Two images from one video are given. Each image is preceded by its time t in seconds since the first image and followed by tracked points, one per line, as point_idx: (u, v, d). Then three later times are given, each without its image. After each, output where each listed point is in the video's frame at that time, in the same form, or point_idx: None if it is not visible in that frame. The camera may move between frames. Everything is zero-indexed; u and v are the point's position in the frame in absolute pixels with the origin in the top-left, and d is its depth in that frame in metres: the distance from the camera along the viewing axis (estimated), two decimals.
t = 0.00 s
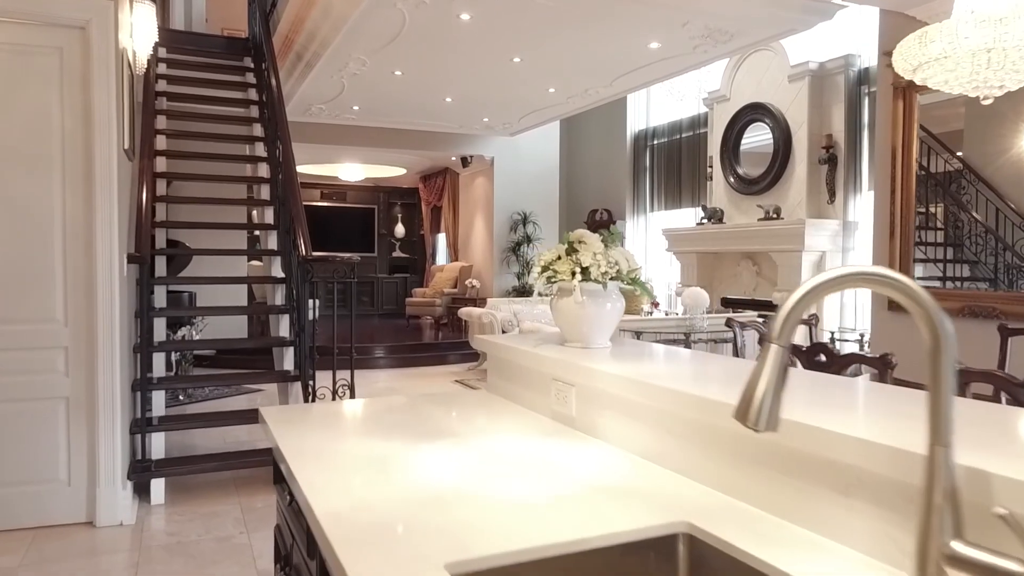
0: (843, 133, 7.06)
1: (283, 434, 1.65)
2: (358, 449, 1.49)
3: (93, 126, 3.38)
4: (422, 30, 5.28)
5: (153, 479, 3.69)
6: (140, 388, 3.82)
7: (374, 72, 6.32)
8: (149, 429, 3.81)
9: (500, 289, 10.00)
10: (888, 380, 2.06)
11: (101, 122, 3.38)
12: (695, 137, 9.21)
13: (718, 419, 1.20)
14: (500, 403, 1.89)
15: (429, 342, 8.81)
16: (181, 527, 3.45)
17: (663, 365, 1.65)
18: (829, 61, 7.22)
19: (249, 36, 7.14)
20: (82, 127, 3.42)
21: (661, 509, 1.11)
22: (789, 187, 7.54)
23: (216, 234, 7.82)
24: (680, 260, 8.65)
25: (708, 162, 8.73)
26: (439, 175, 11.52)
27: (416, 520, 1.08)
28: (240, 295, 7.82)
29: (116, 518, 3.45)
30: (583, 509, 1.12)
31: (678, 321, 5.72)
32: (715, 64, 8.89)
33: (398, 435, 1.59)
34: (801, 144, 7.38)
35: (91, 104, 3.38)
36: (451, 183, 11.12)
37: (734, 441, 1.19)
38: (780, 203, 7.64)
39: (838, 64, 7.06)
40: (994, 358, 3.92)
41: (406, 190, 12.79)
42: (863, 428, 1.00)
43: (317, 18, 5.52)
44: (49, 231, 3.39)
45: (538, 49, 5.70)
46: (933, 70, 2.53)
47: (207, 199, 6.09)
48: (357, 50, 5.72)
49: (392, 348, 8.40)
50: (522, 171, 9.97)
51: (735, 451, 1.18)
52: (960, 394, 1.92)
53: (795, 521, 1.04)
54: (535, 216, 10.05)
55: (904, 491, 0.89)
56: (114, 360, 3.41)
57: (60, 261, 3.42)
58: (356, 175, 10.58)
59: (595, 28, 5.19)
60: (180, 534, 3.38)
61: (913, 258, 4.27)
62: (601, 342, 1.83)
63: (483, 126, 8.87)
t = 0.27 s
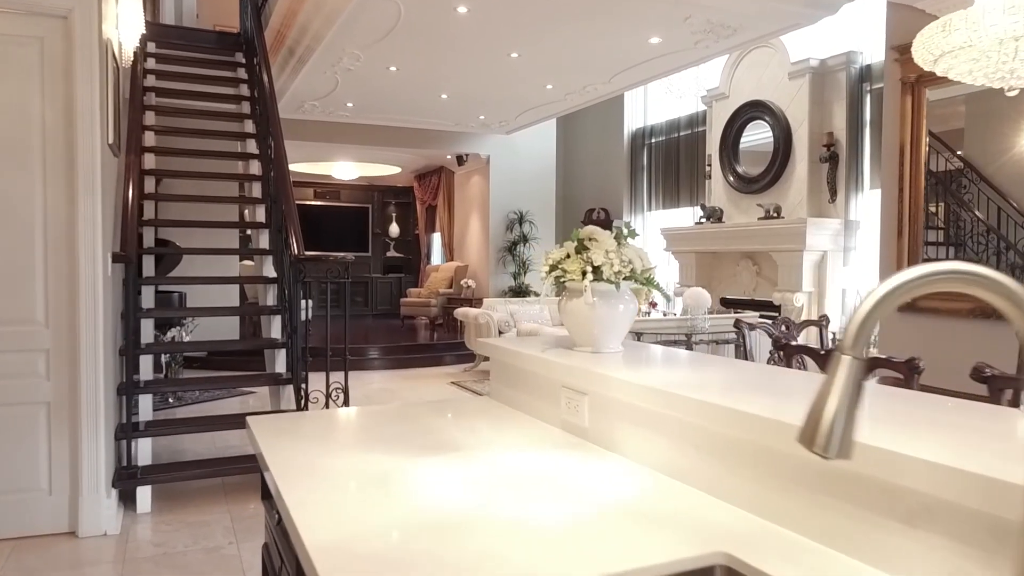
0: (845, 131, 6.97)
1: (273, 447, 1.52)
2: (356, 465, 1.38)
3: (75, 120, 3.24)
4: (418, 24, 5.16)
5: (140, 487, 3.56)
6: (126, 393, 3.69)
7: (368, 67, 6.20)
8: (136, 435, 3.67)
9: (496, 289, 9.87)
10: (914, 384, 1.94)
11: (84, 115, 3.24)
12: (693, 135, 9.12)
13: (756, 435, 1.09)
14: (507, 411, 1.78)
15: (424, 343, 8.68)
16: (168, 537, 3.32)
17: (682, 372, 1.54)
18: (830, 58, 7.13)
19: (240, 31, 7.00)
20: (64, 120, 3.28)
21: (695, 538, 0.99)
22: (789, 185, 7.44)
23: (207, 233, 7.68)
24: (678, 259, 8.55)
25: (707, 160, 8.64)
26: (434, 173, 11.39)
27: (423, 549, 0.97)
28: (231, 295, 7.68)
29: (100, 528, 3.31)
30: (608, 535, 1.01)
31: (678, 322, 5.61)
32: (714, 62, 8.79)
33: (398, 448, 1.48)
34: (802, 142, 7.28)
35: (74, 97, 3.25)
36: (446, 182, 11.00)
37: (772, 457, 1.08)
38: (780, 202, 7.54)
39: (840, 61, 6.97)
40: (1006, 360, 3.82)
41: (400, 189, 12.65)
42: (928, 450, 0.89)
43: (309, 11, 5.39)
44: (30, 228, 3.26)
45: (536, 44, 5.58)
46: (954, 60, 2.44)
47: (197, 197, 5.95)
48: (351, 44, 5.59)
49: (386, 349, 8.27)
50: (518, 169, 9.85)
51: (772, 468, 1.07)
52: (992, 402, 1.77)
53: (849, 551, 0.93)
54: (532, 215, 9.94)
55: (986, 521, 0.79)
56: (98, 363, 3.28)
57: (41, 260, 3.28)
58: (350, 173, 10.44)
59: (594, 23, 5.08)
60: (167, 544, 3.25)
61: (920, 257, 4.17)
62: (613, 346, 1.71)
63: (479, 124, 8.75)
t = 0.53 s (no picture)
0: (845, 128, 6.88)
1: (259, 460, 1.40)
2: (353, 480, 1.25)
3: (54, 111, 3.10)
4: (412, 18, 5.04)
5: (123, 495, 3.42)
6: (109, 396, 3.55)
7: (362, 62, 6.07)
8: (119, 440, 3.53)
9: (491, 289, 9.74)
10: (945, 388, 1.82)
11: (63, 106, 3.09)
12: (691, 133, 9.02)
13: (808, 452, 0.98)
14: (512, 418, 1.66)
15: (418, 344, 8.55)
16: (153, 546, 3.19)
17: (702, 378, 1.43)
18: (830, 55, 7.04)
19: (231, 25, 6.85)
20: (42, 112, 3.14)
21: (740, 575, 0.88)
22: (789, 184, 7.35)
23: (196, 231, 7.53)
24: (676, 259, 8.44)
25: (705, 158, 8.54)
26: (428, 172, 11.26)
27: None
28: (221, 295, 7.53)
29: (81, 538, 3.17)
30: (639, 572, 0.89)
31: (678, 322, 5.50)
32: (712, 59, 8.69)
33: (398, 462, 1.36)
34: (801, 140, 7.18)
35: (53, 87, 3.10)
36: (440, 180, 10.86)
37: (824, 477, 0.98)
38: (780, 201, 7.44)
39: (840, 57, 6.88)
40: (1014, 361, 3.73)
41: (394, 188, 12.51)
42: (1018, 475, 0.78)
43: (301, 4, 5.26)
44: (5, 225, 3.11)
45: (532, 38, 5.48)
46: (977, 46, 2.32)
47: (186, 194, 5.81)
48: (343, 38, 5.47)
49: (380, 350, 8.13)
50: (514, 167, 9.73)
51: (827, 491, 0.97)
52: None
53: None
54: (527, 214, 9.82)
55: None
56: (78, 366, 3.14)
57: (18, 257, 3.13)
58: (342, 171, 10.31)
59: (594, 16, 4.96)
60: (152, 554, 3.11)
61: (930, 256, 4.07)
62: (626, 348, 1.58)
63: (474, 121, 8.62)
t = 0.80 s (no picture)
0: (847, 125, 6.77)
1: (245, 480, 1.27)
2: (350, 504, 1.13)
3: (32, 103, 2.95)
4: (407, 11, 4.91)
5: (107, 504, 3.28)
6: (92, 402, 3.40)
7: (355, 56, 5.93)
8: (102, 447, 3.39)
9: (486, 290, 9.60)
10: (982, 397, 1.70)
11: (42, 97, 2.94)
12: (689, 131, 8.91)
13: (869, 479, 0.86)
14: (523, 432, 1.53)
15: (413, 345, 8.41)
16: (137, 559, 3.04)
17: (732, 387, 1.31)
18: (832, 51, 6.92)
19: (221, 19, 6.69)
20: (20, 103, 2.99)
21: None
22: (789, 182, 7.24)
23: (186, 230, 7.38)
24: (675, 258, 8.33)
25: (704, 156, 8.42)
26: (422, 171, 11.12)
27: None
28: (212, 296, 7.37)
29: (61, 551, 3.02)
30: None
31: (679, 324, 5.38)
32: (710, 56, 8.59)
33: (398, 482, 1.23)
34: (803, 137, 7.07)
35: (31, 76, 2.95)
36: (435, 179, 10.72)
37: (889, 507, 0.86)
38: (780, 199, 7.33)
39: (842, 54, 6.77)
40: None
41: (388, 187, 12.36)
42: None
43: None
44: None
45: (530, 32, 5.35)
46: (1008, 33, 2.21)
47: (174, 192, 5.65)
48: (336, 32, 5.33)
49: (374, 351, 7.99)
50: (510, 165, 9.60)
51: (892, 523, 0.86)
52: None
53: None
54: (523, 213, 9.69)
55: None
56: (57, 370, 2.99)
57: None
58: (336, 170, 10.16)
59: (594, 9, 4.83)
60: (135, 567, 2.97)
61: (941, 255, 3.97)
62: (645, 354, 1.46)
63: (470, 119, 8.49)
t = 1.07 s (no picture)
0: (851, 124, 6.66)
1: (227, 508, 1.14)
2: (342, 541, 1.00)
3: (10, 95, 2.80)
4: (403, 4, 4.79)
5: (91, 516, 3.14)
6: (76, 409, 3.26)
7: (350, 52, 5.80)
8: (86, 456, 3.25)
9: (483, 290, 9.47)
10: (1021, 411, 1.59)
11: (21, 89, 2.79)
12: (689, 130, 8.81)
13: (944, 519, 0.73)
14: (537, 451, 1.41)
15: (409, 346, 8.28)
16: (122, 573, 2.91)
17: (769, 403, 1.19)
18: (836, 48, 6.81)
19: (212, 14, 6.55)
20: None
21: None
22: (792, 180, 7.12)
23: (178, 230, 7.25)
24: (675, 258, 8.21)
25: (705, 155, 8.31)
26: (418, 170, 10.98)
27: None
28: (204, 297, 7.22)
29: (42, 566, 2.88)
30: None
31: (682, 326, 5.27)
32: (710, 53, 8.48)
33: (399, 512, 1.10)
34: (805, 135, 6.96)
35: (9, 67, 2.80)
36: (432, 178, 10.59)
37: (956, 548, 0.75)
38: (783, 199, 7.21)
39: (846, 51, 6.65)
40: None
41: (384, 186, 12.22)
42: None
43: None
44: None
45: (530, 27, 5.24)
46: None
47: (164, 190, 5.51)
48: (330, 26, 5.20)
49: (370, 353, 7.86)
50: (507, 164, 9.47)
51: (961, 567, 0.74)
52: None
53: None
54: (521, 213, 9.56)
55: None
56: (38, 376, 2.84)
57: None
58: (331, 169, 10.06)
59: (596, 3, 4.71)
60: None
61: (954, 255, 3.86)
62: (668, 364, 1.34)
63: (467, 116, 8.36)
